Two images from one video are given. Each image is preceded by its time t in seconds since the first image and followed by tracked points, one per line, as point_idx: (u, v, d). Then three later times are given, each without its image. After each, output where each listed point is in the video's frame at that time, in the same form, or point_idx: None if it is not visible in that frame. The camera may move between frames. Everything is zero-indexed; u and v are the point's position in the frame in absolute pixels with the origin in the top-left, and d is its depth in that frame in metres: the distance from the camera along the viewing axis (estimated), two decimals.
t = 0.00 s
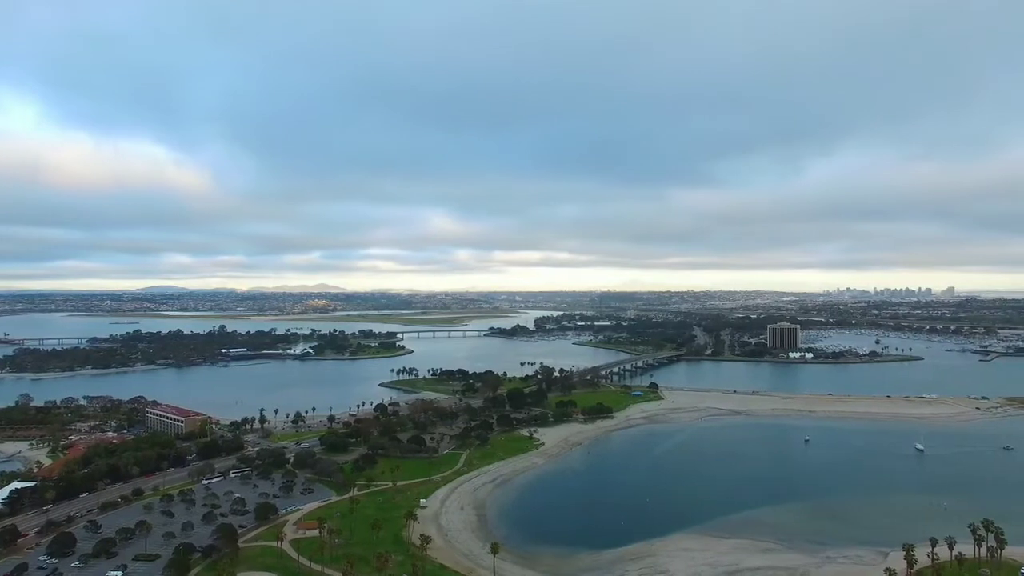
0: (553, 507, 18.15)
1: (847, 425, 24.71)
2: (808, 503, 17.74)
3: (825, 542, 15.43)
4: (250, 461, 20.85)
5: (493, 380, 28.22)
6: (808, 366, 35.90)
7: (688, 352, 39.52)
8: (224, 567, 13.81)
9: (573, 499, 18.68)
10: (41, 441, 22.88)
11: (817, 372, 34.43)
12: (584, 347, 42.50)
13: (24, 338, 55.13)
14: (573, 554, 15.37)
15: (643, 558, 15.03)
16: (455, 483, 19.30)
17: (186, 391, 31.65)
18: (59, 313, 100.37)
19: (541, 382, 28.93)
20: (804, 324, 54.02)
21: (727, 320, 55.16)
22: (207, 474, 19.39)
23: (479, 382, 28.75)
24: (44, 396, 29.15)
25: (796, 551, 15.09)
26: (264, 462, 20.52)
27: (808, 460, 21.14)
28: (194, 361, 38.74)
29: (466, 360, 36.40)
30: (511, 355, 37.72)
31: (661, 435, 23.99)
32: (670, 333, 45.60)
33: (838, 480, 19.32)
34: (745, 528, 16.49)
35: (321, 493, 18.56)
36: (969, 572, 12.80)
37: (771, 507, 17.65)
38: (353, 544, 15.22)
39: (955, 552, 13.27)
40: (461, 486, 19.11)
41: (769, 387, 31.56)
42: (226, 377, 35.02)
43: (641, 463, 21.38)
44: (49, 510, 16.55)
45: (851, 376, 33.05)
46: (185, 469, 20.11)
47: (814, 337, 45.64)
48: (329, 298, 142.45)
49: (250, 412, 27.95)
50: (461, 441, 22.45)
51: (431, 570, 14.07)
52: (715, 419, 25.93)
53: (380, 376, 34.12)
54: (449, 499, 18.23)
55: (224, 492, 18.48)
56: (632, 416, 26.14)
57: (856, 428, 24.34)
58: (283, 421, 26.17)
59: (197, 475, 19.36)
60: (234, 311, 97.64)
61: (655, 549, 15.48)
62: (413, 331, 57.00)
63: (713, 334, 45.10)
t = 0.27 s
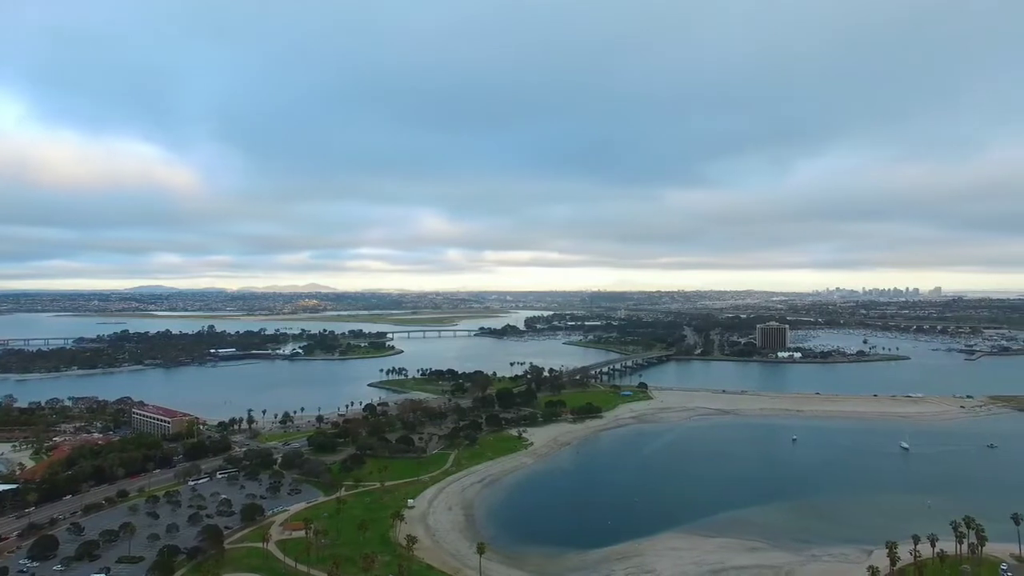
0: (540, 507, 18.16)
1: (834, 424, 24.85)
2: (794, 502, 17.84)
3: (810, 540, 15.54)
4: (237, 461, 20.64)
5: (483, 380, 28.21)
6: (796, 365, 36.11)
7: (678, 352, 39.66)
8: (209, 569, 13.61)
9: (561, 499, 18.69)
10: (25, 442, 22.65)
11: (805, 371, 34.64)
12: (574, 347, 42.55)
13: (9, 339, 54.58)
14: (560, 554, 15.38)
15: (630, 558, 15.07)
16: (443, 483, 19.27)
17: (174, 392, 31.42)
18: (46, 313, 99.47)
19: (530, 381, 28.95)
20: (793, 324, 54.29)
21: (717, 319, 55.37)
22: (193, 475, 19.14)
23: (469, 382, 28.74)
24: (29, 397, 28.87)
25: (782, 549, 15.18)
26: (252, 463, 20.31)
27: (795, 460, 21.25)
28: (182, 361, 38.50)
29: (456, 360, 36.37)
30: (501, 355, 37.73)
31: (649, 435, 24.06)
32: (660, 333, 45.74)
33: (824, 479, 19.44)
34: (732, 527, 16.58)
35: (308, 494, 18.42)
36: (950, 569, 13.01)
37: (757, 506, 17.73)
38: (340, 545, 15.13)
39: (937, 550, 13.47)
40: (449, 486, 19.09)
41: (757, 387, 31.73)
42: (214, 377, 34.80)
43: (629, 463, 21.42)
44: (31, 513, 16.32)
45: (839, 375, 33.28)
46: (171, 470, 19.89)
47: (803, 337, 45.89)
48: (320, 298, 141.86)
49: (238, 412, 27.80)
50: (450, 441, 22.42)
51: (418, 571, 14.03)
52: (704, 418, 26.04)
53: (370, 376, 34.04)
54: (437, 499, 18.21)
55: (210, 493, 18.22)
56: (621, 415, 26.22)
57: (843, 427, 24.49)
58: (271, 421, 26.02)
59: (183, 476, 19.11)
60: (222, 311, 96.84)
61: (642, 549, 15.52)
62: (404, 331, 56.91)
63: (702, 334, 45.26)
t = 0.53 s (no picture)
0: (529, 507, 18.15)
1: (822, 423, 24.98)
2: (781, 501, 17.93)
3: (796, 539, 15.63)
4: (225, 462, 20.43)
5: (473, 380, 28.21)
6: (786, 365, 36.29)
7: (669, 352, 39.78)
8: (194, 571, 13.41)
9: (549, 499, 18.69)
10: (10, 443, 22.45)
11: (794, 371, 34.81)
12: (565, 347, 42.59)
13: None
14: (548, 554, 15.38)
15: (617, 557, 15.09)
16: (432, 484, 19.25)
17: (162, 392, 31.20)
18: (35, 313, 98.66)
19: (520, 381, 28.96)
20: (783, 323, 54.53)
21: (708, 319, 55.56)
22: (181, 476, 18.90)
23: (459, 382, 28.73)
24: (15, 398, 28.62)
25: (768, 548, 15.24)
26: (240, 463, 20.10)
27: (783, 459, 21.33)
28: (171, 361, 38.28)
29: (447, 360, 36.34)
30: (492, 355, 37.72)
31: (639, 435, 24.10)
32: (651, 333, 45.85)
33: (812, 478, 19.52)
34: (719, 526, 16.64)
35: (296, 495, 18.28)
36: (933, 566, 13.19)
37: (744, 505, 17.79)
38: (327, 546, 15.03)
39: (921, 548, 13.65)
40: (438, 486, 19.07)
41: (747, 386, 31.87)
42: (203, 377, 34.60)
43: (619, 463, 21.45)
44: (15, 515, 16.12)
45: (828, 374, 33.48)
46: (158, 471, 19.68)
47: (793, 336, 46.12)
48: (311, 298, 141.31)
49: (227, 412, 27.66)
50: (439, 441, 22.41)
51: (405, 571, 13.99)
52: (693, 418, 26.12)
53: (361, 376, 33.97)
54: (426, 499, 18.18)
55: (198, 493, 17.97)
56: (611, 415, 26.27)
57: (831, 426, 24.62)
58: (260, 422, 25.89)
59: (171, 477, 18.86)
60: (213, 311, 96.33)
61: (629, 548, 15.55)
62: (395, 331, 56.80)
63: (693, 334, 45.40)
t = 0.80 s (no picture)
0: (517, 507, 18.14)
1: (810, 422, 25.12)
2: (768, 500, 18.00)
3: (783, 537, 15.72)
4: (212, 462, 20.23)
5: (463, 380, 28.18)
6: (775, 365, 36.46)
7: (659, 352, 39.88)
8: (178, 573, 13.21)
9: (537, 499, 18.69)
10: None
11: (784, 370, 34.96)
12: (556, 347, 42.60)
13: None
14: (535, 553, 15.39)
15: (604, 557, 15.11)
16: (420, 484, 19.22)
17: (150, 392, 30.99)
18: (23, 313, 97.78)
19: (510, 381, 28.96)
20: (773, 323, 54.73)
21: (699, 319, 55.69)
22: (167, 477, 18.67)
23: (449, 382, 28.70)
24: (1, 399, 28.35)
25: (754, 547, 15.31)
26: (227, 464, 19.90)
27: (771, 458, 21.42)
28: (160, 361, 38.03)
29: (437, 360, 36.29)
30: (482, 355, 37.70)
31: (628, 434, 24.15)
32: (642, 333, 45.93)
33: (799, 477, 19.62)
34: (706, 525, 16.70)
35: (284, 495, 18.13)
36: (917, 564, 13.34)
37: (732, 505, 17.86)
38: (314, 546, 14.91)
39: (905, 545, 13.79)
40: (426, 486, 19.04)
41: (736, 386, 32.00)
42: (192, 378, 34.40)
43: (607, 462, 21.48)
44: None
45: (816, 374, 33.66)
46: (144, 473, 19.47)
47: (783, 336, 46.30)
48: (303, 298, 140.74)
49: (215, 413, 27.51)
50: (429, 441, 22.38)
51: (392, 571, 13.96)
52: (682, 417, 26.19)
53: (351, 376, 33.88)
54: (413, 499, 18.15)
55: (184, 494, 17.73)
56: (600, 414, 26.33)
57: (819, 425, 24.76)
58: (249, 422, 25.76)
59: (157, 478, 18.63)
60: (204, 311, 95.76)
61: (616, 547, 15.58)
62: (387, 331, 56.67)
63: (683, 334, 45.51)
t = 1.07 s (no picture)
0: (507, 507, 18.13)
1: (801, 422, 25.21)
2: (757, 499, 18.06)
3: (771, 536, 15.78)
4: (202, 463, 20.08)
5: (455, 380, 28.17)
6: (767, 364, 36.57)
7: (652, 352, 39.94)
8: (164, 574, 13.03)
9: (528, 498, 18.69)
10: None
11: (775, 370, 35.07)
12: (549, 347, 42.61)
13: None
14: (525, 553, 15.37)
15: (594, 556, 15.11)
16: (410, 484, 19.19)
17: (140, 393, 30.79)
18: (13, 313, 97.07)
19: (502, 381, 28.95)
20: (766, 323, 54.89)
21: (691, 319, 55.79)
22: (156, 478, 18.51)
23: (441, 382, 28.68)
24: None
25: (744, 546, 15.35)
26: (217, 464, 19.76)
27: (762, 458, 21.48)
28: (150, 361, 37.84)
29: (430, 360, 36.25)
30: (475, 355, 37.66)
31: (620, 434, 24.17)
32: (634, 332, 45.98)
33: (789, 476, 19.68)
34: (696, 524, 16.73)
35: (274, 495, 17.99)
36: (904, 562, 13.43)
37: (721, 504, 17.91)
38: (303, 547, 14.80)
39: (892, 544, 13.90)
40: (416, 486, 19.02)
41: (728, 386, 32.07)
42: (182, 378, 34.20)
43: (599, 462, 21.49)
44: None
45: (808, 374, 33.78)
46: (133, 474, 19.33)
47: (775, 336, 46.47)
48: (296, 298, 140.16)
49: (206, 413, 27.39)
50: (420, 441, 22.36)
51: (381, 571, 13.91)
52: (674, 417, 26.25)
53: (343, 376, 33.80)
54: (404, 499, 18.10)
55: (173, 495, 17.58)
56: (592, 414, 26.36)
57: (809, 424, 24.86)
58: (239, 423, 25.63)
59: (145, 479, 18.47)
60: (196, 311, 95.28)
61: (606, 547, 15.59)
62: (380, 331, 56.56)
63: (676, 334, 45.59)
